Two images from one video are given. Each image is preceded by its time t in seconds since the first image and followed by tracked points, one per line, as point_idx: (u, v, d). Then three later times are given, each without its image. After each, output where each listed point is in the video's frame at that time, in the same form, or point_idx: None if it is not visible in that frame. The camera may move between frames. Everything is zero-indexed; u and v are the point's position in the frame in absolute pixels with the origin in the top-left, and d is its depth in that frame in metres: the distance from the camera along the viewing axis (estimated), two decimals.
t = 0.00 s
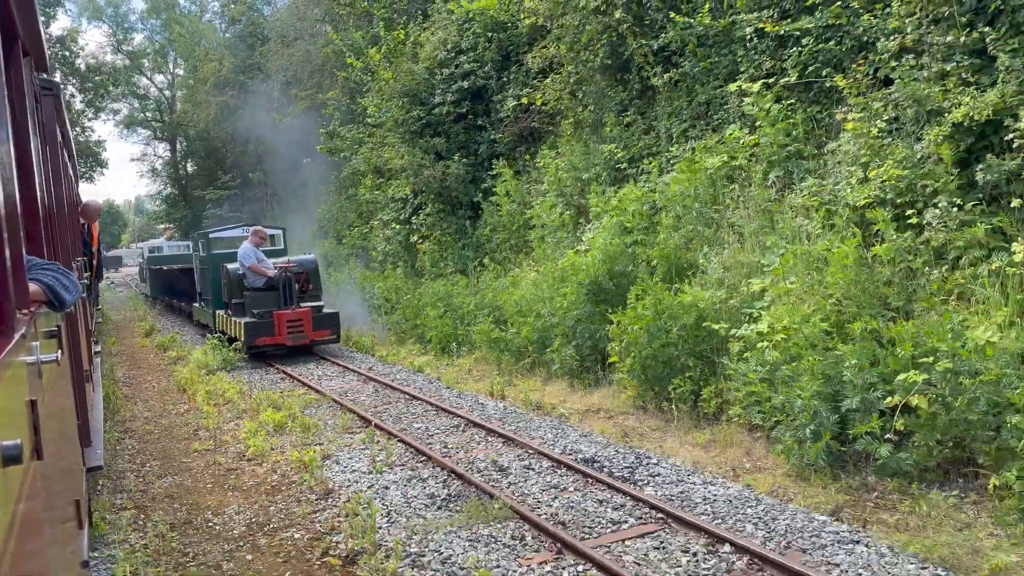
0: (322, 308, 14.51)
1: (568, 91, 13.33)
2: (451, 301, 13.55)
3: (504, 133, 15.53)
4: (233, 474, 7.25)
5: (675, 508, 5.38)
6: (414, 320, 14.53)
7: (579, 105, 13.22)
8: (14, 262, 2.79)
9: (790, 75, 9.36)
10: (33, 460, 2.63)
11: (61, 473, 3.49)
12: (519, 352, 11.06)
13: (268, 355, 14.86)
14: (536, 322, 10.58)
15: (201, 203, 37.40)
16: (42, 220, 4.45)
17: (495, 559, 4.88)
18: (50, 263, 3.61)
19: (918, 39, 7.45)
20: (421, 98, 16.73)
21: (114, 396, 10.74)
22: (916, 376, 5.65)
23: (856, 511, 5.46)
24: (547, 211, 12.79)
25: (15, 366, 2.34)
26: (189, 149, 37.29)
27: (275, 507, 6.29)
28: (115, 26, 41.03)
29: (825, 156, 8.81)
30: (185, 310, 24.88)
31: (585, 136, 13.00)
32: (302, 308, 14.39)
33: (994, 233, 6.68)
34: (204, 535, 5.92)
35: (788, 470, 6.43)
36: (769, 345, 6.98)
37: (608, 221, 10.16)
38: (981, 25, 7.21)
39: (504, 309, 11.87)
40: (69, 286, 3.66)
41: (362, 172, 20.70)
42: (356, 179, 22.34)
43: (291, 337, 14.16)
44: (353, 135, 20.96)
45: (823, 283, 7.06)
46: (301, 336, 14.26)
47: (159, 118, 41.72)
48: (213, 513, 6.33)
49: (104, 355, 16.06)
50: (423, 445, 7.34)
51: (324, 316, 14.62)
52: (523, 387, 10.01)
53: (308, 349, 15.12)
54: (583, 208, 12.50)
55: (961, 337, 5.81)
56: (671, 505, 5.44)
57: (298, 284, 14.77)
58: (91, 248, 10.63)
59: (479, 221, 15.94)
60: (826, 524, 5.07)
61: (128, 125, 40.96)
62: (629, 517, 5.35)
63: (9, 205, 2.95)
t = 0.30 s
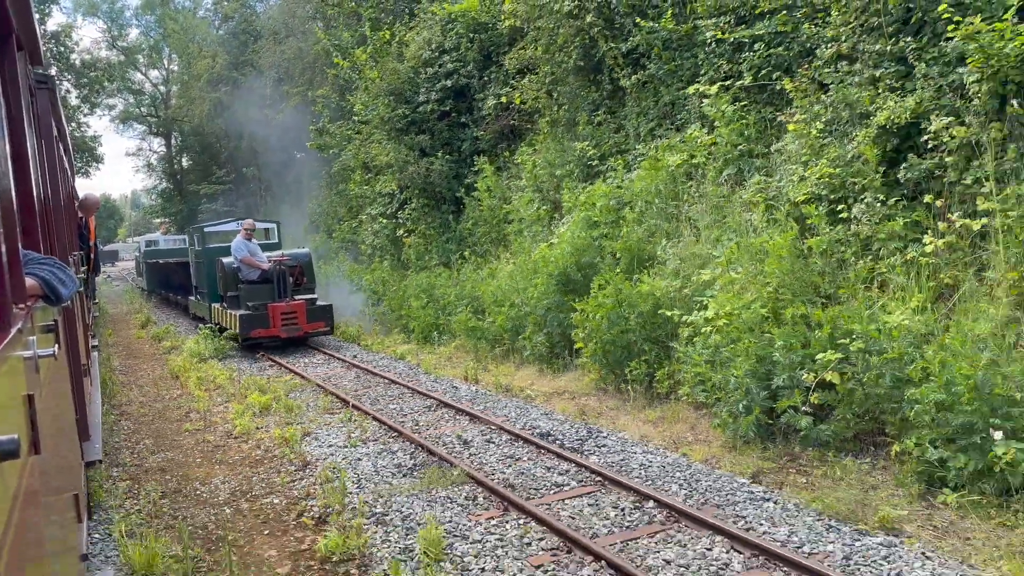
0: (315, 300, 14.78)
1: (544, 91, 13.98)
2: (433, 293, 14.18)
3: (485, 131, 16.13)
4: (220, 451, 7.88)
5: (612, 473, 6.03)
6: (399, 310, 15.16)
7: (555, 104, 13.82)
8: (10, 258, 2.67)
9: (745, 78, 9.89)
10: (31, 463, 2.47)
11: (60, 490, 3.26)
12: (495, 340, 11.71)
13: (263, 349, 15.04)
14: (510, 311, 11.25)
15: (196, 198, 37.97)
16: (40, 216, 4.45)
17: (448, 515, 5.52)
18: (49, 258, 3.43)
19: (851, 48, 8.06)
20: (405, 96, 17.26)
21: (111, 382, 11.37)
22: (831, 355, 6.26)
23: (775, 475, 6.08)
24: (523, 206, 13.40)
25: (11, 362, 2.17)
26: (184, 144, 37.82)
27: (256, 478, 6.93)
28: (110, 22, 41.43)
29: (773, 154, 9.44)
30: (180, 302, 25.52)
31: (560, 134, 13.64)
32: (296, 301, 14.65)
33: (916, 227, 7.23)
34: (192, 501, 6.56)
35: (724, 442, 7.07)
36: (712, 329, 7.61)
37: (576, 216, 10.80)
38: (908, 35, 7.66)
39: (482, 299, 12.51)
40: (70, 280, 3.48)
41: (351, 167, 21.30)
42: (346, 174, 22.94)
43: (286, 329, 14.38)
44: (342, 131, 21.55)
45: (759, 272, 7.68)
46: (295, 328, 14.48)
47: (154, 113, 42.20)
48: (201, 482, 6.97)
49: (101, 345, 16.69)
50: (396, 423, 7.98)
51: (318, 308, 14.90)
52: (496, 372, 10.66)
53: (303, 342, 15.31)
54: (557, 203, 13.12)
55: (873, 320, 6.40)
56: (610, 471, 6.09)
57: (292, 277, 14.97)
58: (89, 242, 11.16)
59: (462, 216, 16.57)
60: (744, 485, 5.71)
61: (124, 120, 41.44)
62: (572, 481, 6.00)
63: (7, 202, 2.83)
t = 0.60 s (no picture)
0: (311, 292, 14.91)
1: (523, 89, 14.55)
2: (417, 283, 14.79)
3: (469, 127, 16.71)
4: (210, 428, 8.51)
5: (563, 442, 6.69)
6: (386, 300, 15.79)
7: (534, 102, 14.39)
8: (9, 251, 2.85)
9: (706, 78, 10.43)
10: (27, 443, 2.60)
11: (58, 468, 3.45)
12: (474, 327, 12.34)
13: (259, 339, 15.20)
14: (486, 300, 11.86)
15: (193, 192, 38.53)
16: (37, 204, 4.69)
17: (412, 479, 6.17)
18: (47, 251, 3.72)
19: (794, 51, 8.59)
20: (392, 93, 17.84)
21: (109, 368, 12.00)
22: (761, 335, 6.89)
23: (709, 443, 6.71)
24: (503, 200, 14.00)
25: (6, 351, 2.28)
26: (180, 139, 38.35)
27: (242, 450, 7.57)
28: (106, 18, 41.89)
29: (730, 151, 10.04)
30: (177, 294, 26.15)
31: (538, 131, 14.23)
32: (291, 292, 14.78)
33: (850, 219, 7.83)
34: (183, 471, 7.19)
35: (671, 416, 7.71)
36: (663, 314, 8.25)
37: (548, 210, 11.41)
38: (846, 40, 8.19)
39: (462, 289, 13.13)
40: (66, 273, 3.76)
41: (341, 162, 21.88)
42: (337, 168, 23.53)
43: (281, 320, 14.52)
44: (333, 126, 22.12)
45: (706, 261, 8.31)
46: (291, 319, 14.63)
47: (151, 108, 42.71)
48: (192, 455, 7.61)
49: (100, 335, 17.33)
50: (373, 402, 8.64)
51: (313, 300, 15.01)
52: (473, 357, 11.30)
53: (297, 333, 15.49)
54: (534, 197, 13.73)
55: (801, 303, 7.02)
56: (561, 440, 6.75)
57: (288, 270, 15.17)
58: (87, 236, 11.71)
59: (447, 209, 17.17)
60: (678, 451, 6.36)
61: (120, 115, 41.94)
62: (526, 450, 6.66)
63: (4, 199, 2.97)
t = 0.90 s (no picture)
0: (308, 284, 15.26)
1: (506, 87, 15.12)
2: (405, 274, 15.40)
3: (456, 124, 17.29)
4: (203, 408, 9.14)
5: (525, 417, 7.33)
6: (375, 291, 16.40)
7: (516, 99, 14.95)
8: (15, 242, 2.72)
9: (673, 78, 11.00)
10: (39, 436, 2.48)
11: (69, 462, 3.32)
12: (456, 315, 12.98)
13: (257, 330, 15.64)
14: (467, 289, 12.49)
15: (191, 186, 39.09)
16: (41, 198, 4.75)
17: (385, 448, 6.80)
18: (55, 242, 3.63)
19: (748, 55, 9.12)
20: (382, 91, 18.42)
21: (109, 356, 12.62)
22: (707, 319, 7.51)
23: (657, 418, 7.34)
24: (486, 194, 14.59)
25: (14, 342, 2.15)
26: (178, 134, 38.89)
27: (232, 427, 8.21)
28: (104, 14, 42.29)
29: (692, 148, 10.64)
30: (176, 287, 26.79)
31: (519, 128, 14.82)
32: (289, 285, 15.17)
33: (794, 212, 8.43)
34: (178, 445, 7.83)
35: (629, 395, 8.35)
36: (624, 301, 8.88)
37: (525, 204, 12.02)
38: (794, 45, 8.74)
39: (446, 279, 13.76)
40: (70, 266, 3.62)
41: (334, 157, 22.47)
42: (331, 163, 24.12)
43: (279, 312, 14.92)
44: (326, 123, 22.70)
45: (665, 251, 8.92)
46: (288, 311, 15.04)
47: (148, 104, 43.23)
48: (187, 431, 8.25)
49: (101, 326, 17.96)
50: (356, 383, 9.28)
51: (309, 292, 15.43)
52: (455, 343, 11.93)
53: (295, 324, 15.92)
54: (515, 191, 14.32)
55: (744, 289, 7.63)
56: (523, 415, 7.40)
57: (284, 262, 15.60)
58: (88, 230, 12.23)
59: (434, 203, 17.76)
60: (627, 424, 7.02)
61: (119, 110, 42.47)
62: (491, 423, 7.30)
63: (8, 183, 2.84)
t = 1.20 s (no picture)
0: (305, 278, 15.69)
1: (490, 87, 15.72)
2: (393, 267, 16.02)
3: (443, 122, 17.89)
4: (196, 391, 9.77)
5: (491, 396, 7.97)
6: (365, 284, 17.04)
7: (499, 98, 15.55)
8: (16, 236, 2.70)
9: (643, 80, 11.60)
10: (39, 427, 2.46)
11: (71, 454, 3.29)
12: (440, 305, 13.61)
13: (255, 323, 15.99)
14: (450, 281, 13.12)
15: (189, 182, 39.67)
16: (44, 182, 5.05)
17: (362, 423, 7.44)
18: (56, 235, 3.65)
19: (706, 60, 9.69)
20: (372, 89, 19.00)
21: (109, 345, 13.25)
22: (660, 306, 8.13)
23: (613, 397, 7.97)
24: (469, 189, 15.20)
25: (16, 336, 2.11)
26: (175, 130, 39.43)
27: (223, 407, 8.84)
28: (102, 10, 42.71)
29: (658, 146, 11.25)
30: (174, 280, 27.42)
31: (501, 126, 15.42)
32: (286, 278, 15.61)
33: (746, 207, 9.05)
34: (173, 423, 8.46)
35: (592, 378, 8.98)
36: (589, 291, 9.50)
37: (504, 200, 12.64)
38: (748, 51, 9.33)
39: (431, 271, 14.38)
40: (73, 262, 3.62)
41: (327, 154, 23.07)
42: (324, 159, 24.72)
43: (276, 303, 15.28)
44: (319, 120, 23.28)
45: (628, 243, 9.52)
46: (285, 303, 15.44)
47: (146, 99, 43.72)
48: (180, 412, 8.88)
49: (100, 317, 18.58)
50: (340, 368, 9.92)
51: (306, 285, 15.82)
52: (437, 332, 12.57)
53: (292, 317, 16.35)
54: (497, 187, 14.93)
55: (695, 279, 8.25)
56: (491, 394, 8.06)
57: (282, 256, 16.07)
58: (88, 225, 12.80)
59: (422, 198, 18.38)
60: (584, 403, 7.67)
61: (117, 106, 42.97)
62: (460, 402, 7.94)
63: (9, 176, 2.82)
